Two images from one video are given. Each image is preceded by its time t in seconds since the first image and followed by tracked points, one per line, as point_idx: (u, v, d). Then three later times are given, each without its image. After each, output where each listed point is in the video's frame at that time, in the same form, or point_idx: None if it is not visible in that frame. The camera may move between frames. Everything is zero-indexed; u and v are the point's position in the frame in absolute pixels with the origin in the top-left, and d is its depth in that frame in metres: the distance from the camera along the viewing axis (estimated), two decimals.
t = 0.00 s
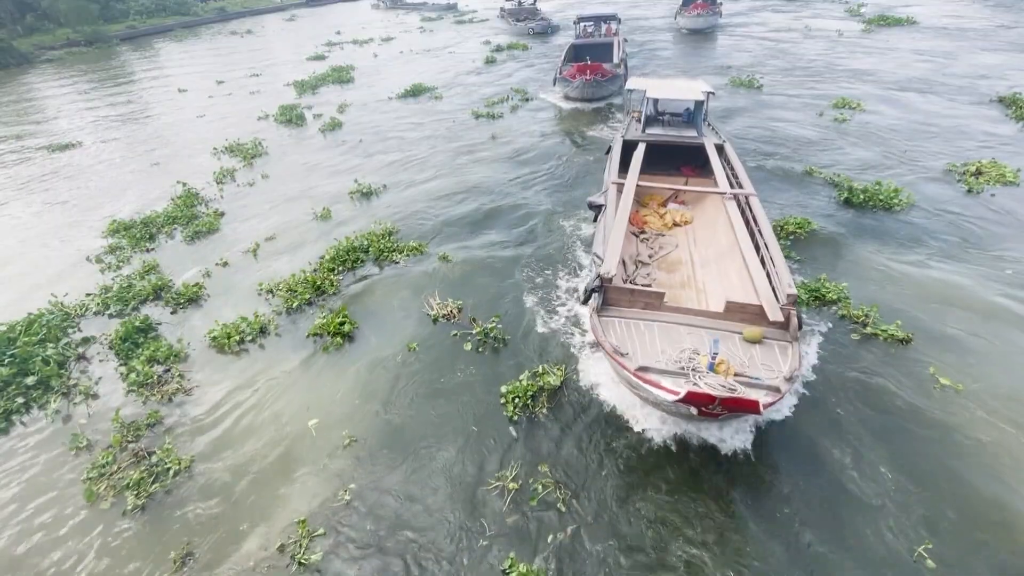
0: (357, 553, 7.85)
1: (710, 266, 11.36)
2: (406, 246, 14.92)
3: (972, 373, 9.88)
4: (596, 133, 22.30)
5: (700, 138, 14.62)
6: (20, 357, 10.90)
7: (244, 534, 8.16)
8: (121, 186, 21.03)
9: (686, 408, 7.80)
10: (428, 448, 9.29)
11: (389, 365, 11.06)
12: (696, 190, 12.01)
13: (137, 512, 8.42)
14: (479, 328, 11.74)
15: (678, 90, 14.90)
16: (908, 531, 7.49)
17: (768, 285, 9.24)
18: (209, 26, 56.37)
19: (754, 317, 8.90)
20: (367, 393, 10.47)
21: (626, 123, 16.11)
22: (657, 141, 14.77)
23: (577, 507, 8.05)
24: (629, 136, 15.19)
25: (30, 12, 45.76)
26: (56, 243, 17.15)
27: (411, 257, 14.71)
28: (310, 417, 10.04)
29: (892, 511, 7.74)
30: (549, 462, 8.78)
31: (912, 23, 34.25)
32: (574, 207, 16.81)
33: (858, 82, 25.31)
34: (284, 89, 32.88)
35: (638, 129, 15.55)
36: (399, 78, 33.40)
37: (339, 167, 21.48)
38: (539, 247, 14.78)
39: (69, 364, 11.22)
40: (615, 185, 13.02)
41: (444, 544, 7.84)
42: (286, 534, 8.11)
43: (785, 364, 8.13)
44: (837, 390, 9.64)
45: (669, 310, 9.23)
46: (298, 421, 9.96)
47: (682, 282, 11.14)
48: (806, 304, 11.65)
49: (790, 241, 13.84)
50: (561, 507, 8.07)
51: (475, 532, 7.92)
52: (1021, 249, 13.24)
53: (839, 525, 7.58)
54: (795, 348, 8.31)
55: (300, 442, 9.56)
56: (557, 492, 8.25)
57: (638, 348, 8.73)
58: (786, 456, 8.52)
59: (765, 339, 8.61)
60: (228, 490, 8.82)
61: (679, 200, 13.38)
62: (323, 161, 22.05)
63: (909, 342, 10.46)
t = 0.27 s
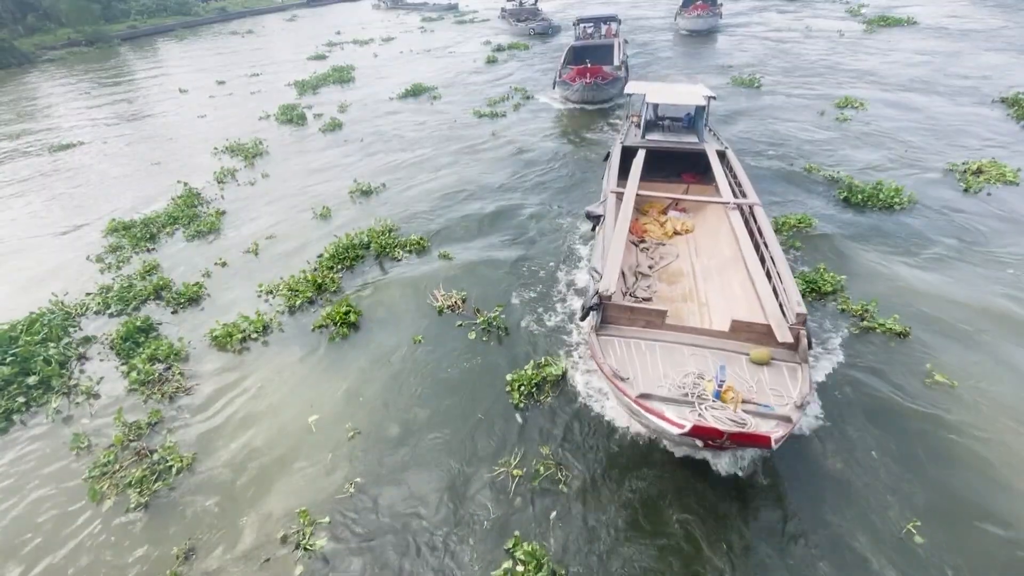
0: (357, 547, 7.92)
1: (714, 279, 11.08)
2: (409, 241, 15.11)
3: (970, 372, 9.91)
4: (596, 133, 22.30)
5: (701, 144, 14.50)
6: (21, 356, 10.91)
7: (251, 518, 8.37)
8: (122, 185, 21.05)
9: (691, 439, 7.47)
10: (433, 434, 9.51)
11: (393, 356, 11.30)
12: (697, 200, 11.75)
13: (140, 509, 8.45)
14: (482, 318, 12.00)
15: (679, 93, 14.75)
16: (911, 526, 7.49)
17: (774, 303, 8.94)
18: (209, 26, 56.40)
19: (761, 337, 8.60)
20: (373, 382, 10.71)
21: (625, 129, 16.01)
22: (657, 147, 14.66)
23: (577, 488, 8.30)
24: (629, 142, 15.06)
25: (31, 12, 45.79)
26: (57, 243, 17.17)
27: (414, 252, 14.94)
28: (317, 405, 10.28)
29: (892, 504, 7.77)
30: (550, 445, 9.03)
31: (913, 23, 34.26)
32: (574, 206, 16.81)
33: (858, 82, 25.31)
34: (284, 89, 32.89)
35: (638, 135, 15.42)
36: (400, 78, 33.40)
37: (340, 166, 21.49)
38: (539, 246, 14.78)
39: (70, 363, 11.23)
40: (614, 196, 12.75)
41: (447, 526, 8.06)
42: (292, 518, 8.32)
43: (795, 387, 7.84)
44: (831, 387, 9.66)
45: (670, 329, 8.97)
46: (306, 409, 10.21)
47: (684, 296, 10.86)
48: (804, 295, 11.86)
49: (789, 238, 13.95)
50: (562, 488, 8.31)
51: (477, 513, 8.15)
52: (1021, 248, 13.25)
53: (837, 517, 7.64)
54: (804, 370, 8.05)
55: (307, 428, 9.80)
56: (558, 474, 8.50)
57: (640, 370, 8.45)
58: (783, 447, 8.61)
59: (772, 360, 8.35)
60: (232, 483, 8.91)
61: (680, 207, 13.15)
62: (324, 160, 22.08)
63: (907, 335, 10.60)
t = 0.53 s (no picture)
0: (359, 541, 7.94)
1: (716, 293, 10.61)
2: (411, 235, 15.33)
3: (971, 370, 9.89)
4: (597, 133, 22.30)
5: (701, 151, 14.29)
6: (24, 355, 10.95)
7: (259, 506, 8.51)
8: (123, 185, 21.09)
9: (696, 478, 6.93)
10: (437, 422, 9.69)
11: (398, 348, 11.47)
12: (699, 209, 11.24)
13: (142, 507, 8.47)
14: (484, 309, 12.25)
15: (678, 99, 14.61)
16: (911, 521, 7.48)
17: (783, 321, 8.45)
18: (210, 26, 56.43)
19: (769, 358, 7.98)
20: (378, 372, 10.89)
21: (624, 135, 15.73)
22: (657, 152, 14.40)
23: (580, 471, 8.49)
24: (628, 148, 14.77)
25: (33, 12, 45.88)
26: (58, 242, 17.20)
27: (416, 246, 15.19)
28: (323, 395, 10.45)
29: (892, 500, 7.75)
30: (552, 431, 9.23)
31: (913, 23, 34.27)
32: (575, 205, 16.80)
33: (859, 82, 25.31)
34: (285, 89, 32.93)
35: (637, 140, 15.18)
36: (400, 78, 33.41)
37: (341, 166, 21.49)
38: (540, 245, 14.79)
39: (72, 363, 11.25)
40: (612, 204, 12.34)
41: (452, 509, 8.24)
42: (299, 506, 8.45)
43: (808, 414, 7.26)
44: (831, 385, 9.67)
45: (672, 349, 8.36)
46: (312, 398, 10.39)
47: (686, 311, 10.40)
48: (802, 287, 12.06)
49: (789, 236, 13.98)
50: (563, 471, 8.50)
51: (481, 498, 8.34)
52: (1022, 247, 13.23)
53: (839, 512, 7.60)
54: (817, 394, 7.47)
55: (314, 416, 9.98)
56: (559, 459, 8.68)
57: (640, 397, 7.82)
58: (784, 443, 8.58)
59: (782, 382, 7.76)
60: (235, 478, 8.97)
61: (680, 215, 13.05)
62: (324, 160, 22.10)
63: (905, 329, 10.73)
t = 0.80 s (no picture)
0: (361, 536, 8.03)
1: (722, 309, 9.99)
2: (413, 230, 15.58)
3: (969, 369, 9.92)
4: (598, 133, 22.27)
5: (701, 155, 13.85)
6: (26, 355, 10.98)
7: (267, 495, 8.68)
8: (124, 185, 21.10)
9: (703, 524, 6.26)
10: (442, 412, 9.95)
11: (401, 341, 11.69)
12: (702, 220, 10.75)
13: (142, 505, 8.49)
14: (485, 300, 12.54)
15: (676, 103, 14.21)
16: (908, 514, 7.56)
17: (793, 344, 7.93)
18: (211, 26, 56.43)
19: (778, 383, 7.52)
20: (382, 364, 11.15)
21: (621, 143, 15.28)
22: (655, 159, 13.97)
23: (580, 454, 8.78)
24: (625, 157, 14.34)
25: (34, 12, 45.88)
26: (59, 242, 17.21)
27: (417, 238, 15.45)
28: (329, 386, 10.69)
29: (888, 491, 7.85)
30: (553, 418, 9.51)
31: (914, 23, 34.31)
32: (575, 204, 16.80)
33: (859, 82, 25.32)
34: (286, 89, 32.97)
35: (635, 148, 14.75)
36: (401, 78, 33.42)
37: (341, 166, 21.50)
38: (540, 244, 14.81)
39: (73, 362, 11.26)
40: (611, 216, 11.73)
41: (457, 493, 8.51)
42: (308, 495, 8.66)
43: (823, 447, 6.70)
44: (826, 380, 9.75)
45: (675, 375, 7.84)
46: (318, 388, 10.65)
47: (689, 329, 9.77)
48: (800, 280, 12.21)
49: (788, 235, 14.02)
50: (564, 457, 8.76)
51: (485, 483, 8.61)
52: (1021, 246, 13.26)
53: (839, 508, 7.66)
54: (831, 423, 6.94)
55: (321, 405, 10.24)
56: (560, 445, 8.94)
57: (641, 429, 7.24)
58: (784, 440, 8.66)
59: (793, 411, 7.25)
60: (237, 473, 9.04)
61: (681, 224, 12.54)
62: (325, 160, 22.14)
63: (901, 322, 10.88)
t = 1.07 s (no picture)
0: (364, 525, 8.14)
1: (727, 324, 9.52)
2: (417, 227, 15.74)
3: (973, 369, 9.89)
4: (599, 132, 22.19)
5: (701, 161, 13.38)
6: (27, 355, 11.00)
7: (271, 485, 8.81)
8: (125, 184, 21.11)
9: None
10: (443, 405, 10.04)
11: (405, 334, 11.83)
12: (704, 231, 10.27)
13: (142, 504, 8.50)
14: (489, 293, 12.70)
15: (672, 110, 13.77)
16: (911, 512, 7.60)
17: (803, 365, 7.46)
18: (211, 26, 56.42)
19: (789, 411, 7.02)
20: (384, 357, 11.29)
21: (617, 148, 14.76)
22: (654, 165, 13.46)
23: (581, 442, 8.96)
24: (622, 163, 13.79)
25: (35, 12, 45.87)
26: (60, 241, 17.21)
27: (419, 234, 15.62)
28: (332, 378, 10.83)
29: (888, 489, 7.89)
30: (554, 409, 9.63)
31: (913, 24, 34.35)
32: (576, 204, 16.81)
33: (859, 82, 25.35)
34: (287, 88, 32.99)
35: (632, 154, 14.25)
36: (401, 78, 33.42)
37: (342, 165, 21.51)
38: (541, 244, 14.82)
39: (74, 362, 11.26)
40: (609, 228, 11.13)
41: (459, 482, 8.65)
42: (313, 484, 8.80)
43: (842, 483, 6.19)
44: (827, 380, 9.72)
45: (681, 403, 7.30)
46: (322, 381, 10.78)
47: (694, 346, 9.31)
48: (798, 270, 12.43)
49: (786, 233, 14.18)
50: (563, 445, 8.94)
51: (488, 470, 8.78)
52: (1020, 246, 13.30)
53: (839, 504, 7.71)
54: (850, 455, 6.43)
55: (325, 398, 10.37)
56: (560, 434, 9.11)
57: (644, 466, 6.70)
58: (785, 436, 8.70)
59: (808, 440, 6.73)
60: (240, 467, 9.12)
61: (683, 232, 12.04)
62: (326, 159, 22.17)
63: (898, 313, 11.08)
